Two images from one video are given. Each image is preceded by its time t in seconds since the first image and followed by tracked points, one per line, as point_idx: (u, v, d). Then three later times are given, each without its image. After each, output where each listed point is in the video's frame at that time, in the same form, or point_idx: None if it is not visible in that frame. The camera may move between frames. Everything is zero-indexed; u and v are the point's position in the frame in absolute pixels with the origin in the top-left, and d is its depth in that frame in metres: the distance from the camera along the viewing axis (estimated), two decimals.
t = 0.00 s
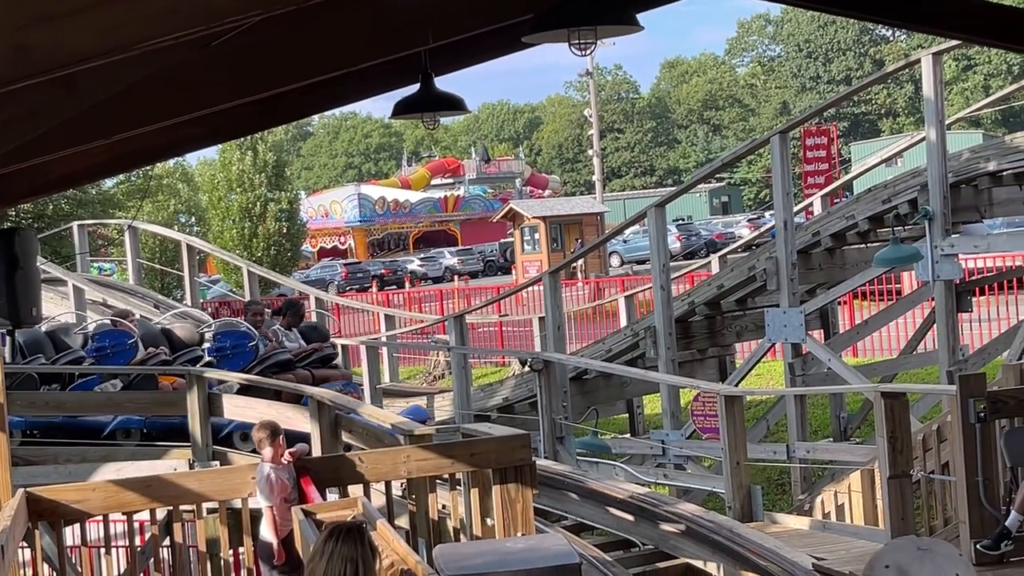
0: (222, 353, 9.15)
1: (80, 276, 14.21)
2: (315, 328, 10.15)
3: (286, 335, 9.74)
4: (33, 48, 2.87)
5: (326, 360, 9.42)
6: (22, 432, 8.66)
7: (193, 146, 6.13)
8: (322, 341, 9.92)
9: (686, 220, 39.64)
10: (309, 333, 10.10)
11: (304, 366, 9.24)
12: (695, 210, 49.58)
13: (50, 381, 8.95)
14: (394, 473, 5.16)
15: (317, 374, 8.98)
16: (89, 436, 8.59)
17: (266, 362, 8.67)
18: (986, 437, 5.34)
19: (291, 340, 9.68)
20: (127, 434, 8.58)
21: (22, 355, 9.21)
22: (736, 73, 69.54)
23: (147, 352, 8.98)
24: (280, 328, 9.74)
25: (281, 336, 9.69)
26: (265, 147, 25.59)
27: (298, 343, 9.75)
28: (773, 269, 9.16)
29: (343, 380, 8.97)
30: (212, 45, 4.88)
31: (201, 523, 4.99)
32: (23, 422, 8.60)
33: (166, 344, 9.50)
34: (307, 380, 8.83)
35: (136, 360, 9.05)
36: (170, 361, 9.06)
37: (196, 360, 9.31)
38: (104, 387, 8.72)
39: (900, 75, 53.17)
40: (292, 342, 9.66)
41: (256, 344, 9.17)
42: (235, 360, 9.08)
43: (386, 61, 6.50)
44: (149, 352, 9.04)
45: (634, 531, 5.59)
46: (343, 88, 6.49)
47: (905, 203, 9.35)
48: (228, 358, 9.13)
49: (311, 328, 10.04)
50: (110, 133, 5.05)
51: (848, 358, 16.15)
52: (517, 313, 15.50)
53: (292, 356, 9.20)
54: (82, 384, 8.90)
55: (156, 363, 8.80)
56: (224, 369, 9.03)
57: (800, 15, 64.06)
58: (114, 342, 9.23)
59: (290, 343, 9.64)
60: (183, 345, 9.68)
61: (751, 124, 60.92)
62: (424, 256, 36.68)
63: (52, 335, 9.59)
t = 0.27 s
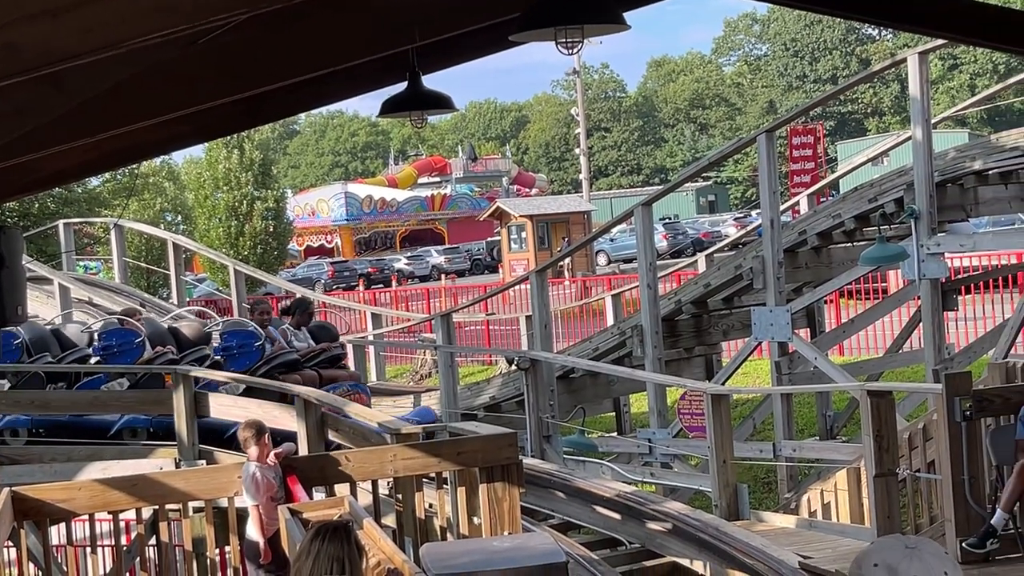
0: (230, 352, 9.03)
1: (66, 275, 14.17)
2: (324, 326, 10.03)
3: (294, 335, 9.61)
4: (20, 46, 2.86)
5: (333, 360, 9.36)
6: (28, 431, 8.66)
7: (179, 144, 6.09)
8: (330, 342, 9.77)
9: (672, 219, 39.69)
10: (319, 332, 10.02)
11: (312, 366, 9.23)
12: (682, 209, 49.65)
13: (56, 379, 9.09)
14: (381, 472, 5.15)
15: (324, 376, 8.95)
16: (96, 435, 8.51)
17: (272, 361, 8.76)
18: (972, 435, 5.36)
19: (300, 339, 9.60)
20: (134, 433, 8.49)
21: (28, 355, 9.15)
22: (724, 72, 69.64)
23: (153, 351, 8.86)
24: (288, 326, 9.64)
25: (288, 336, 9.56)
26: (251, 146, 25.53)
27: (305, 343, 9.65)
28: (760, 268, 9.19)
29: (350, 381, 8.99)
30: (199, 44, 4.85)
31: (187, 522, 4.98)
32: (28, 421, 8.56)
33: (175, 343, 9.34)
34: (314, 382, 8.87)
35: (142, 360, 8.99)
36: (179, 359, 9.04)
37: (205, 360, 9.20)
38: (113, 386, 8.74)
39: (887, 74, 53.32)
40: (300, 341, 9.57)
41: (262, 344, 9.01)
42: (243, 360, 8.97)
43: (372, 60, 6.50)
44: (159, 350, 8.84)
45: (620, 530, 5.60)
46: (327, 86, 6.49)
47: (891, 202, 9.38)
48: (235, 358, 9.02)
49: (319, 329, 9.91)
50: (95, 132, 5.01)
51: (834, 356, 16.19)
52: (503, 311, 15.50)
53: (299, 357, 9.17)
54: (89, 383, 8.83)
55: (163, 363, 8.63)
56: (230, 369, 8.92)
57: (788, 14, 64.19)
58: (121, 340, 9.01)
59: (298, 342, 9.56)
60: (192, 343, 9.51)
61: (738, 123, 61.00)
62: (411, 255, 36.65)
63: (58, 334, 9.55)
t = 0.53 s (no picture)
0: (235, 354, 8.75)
1: (46, 273, 14.09)
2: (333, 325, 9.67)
3: (301, 335, 9.25)
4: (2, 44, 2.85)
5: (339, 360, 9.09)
6: (32, 430, 8.57)
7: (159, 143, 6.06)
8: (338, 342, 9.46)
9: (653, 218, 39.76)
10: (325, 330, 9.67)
11: (317, 368, 9.01)
12: (663, 208, 49.73)
13: (61, 378, 8.87)
14: (362, 471, 5.13)
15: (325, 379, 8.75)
16: (101, 434, 8.51)
17: (276, 363, 8.60)
18: (952, 434, 5.38)
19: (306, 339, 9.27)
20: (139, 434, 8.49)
21: (33, 354, 8.95)
22: (706, 72, 69.71)
23: (161, 351, 8.91)
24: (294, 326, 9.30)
25: (296, 335, 9.21)
26: (232, 144, 25.45)
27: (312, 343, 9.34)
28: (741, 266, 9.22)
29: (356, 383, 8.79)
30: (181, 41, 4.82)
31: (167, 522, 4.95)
32: (34, 419, 8.49)
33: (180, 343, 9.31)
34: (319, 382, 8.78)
35: (148, 360, 8.85)
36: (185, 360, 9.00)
37: (210, 361, 9.17)
38: (118, 384, 8.67)
39: (866, 74, 53.53)
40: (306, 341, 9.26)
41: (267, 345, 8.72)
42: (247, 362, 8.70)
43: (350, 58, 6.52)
44: (162, 351, 8.99)
45: (602, 528, 5.60)
46: (306, 83, 6.51)
47: (871, 201, 9.43)
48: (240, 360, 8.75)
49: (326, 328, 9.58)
50: (77, 133, 4.98)
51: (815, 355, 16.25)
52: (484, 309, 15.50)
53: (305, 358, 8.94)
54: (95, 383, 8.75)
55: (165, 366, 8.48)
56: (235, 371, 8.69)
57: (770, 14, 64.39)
58: (127, 340, 8.80)
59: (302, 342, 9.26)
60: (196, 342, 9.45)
61: (719, 123, 61.11)
62: (392, 254, 36.61)
63: (62, 332, 9.33)
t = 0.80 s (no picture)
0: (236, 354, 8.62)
1: (19, 271, 14.00)
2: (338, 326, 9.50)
3: (306, 335, 9.14)
4: None
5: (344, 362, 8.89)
6: (34, 428, 8.51)
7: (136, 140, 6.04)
8: (343, 343, 9.32)
9: (629, 216, 39.82)
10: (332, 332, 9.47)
11: (321, 369, 8.76)
12: (639, 206, 49.79)
13: (63, 377, 8.79)
14: (338, 470, 5.11)
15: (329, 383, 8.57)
16: (102, 433, 8.43)
17: (278, 365, 8.37)
18: (926, 432, 5.42)
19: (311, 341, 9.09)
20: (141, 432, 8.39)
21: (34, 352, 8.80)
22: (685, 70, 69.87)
23: (164, 350, 8.76)
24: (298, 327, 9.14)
25: (300, 336, 9.09)
26: (208, 142, 25.34)
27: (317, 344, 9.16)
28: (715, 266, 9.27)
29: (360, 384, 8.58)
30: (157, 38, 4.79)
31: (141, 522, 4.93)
32: (34, 418, 8.45)
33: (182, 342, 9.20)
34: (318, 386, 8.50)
35: (151, 358, 8.73)
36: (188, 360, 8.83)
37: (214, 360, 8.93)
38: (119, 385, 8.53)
39: (842, 73, 53.75)
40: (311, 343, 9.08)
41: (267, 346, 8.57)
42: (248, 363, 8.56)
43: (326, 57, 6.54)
44: (166, 348, 8.81)
45: (577, 527, 5.61)
46: (283, 81, 6.51)
47: (846, 199, 9.47)
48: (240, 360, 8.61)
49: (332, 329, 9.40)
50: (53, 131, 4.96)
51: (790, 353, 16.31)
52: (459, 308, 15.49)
53: (308, 359, 8.69)
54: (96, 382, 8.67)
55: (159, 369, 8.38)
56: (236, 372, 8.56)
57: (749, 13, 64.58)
58: (129, 338, 8.70)
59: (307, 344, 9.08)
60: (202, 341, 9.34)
61: (696, 121, 61.21)
62: (369, 252, 36.55)
63: (63, 330, 9.25)
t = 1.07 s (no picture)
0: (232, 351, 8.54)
1: None
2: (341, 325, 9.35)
3: (306, 334, 8.99)
4: None
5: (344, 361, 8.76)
6: (30, 426, 8.48)
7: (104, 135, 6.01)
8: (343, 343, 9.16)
9: (600, 212, 39.87)
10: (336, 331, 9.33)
11: (318, 368, 8.65)
12: (611, 202, 49.82)
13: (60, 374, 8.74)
14: (308, 466, 5.09)
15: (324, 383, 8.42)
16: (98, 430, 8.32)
17: (273, 364, 8.22)
18: (895, 427, 5.48)
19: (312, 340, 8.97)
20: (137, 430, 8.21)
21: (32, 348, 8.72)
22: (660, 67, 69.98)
23: (160, 348, 8.66)
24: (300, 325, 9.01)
25: (300, 335, 8.95)
26: (178, 137, 25.20)
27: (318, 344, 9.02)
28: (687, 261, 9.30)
29: (358, 384, 8.43)
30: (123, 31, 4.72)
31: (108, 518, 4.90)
32: (30, 415, 8.43)
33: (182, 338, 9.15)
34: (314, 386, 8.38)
35: (148, 355, 8.67)
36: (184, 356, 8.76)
37: (212, 358, 8.88)
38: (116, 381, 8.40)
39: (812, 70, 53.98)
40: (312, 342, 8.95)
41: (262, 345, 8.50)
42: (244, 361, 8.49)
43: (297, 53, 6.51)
44: (163, 346, 8.71)
45: (548, 523, 5.64)
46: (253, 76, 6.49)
47: (816, 196, 9.51)
48: (236, 358, 8.53)
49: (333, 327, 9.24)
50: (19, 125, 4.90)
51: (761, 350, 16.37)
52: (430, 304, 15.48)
53: (305, 358, 8.59)
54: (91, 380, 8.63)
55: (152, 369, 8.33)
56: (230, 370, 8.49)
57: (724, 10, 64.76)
58: (126, 334, 8.68)
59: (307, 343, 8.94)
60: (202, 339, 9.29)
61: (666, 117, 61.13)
62: (341, 248, 36.46)
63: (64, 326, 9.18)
